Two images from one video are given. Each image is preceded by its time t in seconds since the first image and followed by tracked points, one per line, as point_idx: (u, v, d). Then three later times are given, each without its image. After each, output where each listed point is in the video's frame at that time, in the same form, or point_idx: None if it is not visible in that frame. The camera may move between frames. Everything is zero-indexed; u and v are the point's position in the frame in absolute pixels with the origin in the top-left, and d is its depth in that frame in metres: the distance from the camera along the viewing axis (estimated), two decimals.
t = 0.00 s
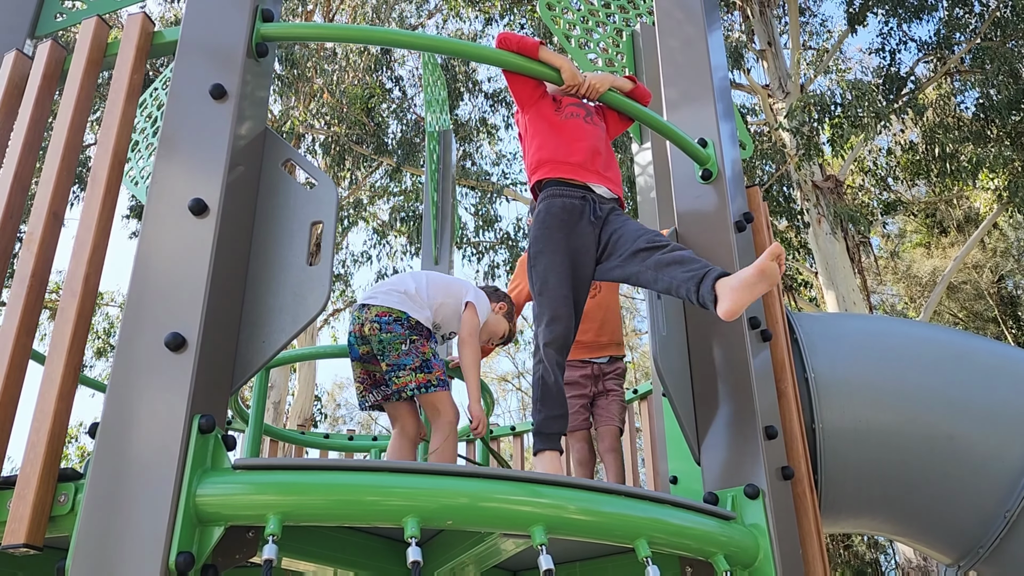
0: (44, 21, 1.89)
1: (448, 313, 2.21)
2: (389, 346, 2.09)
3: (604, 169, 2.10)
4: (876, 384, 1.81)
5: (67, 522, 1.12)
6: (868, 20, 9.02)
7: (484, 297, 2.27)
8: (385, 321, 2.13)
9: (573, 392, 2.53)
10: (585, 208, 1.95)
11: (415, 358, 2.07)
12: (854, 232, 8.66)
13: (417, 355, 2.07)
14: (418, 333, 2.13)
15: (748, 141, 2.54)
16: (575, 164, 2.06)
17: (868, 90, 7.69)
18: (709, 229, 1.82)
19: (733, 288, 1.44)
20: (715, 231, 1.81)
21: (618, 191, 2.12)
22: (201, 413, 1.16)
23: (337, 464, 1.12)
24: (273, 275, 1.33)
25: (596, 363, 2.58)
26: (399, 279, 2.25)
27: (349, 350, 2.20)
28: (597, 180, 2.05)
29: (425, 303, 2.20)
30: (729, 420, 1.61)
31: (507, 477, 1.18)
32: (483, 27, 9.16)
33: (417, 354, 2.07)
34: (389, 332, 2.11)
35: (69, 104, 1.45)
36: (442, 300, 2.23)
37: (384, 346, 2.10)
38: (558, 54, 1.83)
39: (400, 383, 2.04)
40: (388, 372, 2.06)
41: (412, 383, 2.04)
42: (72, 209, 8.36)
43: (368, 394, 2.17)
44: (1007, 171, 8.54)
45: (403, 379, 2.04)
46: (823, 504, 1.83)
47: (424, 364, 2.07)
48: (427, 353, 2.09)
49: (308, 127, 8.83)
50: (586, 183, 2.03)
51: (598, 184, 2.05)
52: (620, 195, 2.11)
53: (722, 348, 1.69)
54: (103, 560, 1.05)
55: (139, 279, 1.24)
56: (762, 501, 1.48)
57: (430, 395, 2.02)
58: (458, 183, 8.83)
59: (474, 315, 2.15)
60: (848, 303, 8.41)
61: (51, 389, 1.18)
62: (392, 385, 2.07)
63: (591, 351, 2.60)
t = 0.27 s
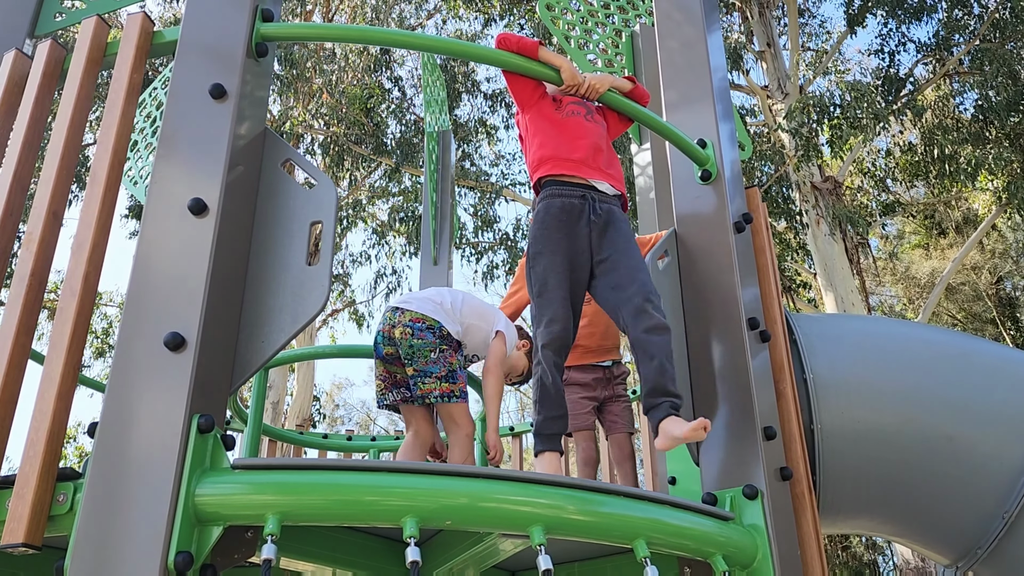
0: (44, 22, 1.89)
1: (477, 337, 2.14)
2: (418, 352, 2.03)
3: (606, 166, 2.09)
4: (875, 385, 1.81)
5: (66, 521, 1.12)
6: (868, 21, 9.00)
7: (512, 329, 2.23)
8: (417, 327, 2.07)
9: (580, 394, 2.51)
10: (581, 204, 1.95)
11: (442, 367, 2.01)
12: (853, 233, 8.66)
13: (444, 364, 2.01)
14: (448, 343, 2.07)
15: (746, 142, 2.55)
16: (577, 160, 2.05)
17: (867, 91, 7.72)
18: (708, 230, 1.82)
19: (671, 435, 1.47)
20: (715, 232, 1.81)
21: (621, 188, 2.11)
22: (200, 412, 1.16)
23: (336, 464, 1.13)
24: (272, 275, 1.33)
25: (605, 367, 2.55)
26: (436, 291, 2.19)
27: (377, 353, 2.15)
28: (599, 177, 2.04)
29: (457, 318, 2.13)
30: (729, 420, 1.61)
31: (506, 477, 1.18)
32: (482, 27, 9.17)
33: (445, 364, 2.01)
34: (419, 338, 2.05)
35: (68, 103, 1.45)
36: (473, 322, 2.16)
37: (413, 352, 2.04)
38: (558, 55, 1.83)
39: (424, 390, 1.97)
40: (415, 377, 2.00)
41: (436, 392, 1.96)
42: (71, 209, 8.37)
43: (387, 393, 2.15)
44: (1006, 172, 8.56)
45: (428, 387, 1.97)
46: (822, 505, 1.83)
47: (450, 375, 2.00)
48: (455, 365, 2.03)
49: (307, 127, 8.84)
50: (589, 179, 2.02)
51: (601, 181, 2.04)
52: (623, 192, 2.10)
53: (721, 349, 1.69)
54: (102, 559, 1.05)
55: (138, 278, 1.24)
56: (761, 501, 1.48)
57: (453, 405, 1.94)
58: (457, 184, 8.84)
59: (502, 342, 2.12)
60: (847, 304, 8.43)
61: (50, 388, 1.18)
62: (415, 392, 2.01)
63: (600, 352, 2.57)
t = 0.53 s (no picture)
0: (43, 20, 1.89)
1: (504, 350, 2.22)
2: (450, 352, 2.10)
3: (593, 182, 2.11)
4: (873, 384, 1.81)
5: (64, 520, 1.12)
6: (867, 21, 8.98)
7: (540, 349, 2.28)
8: (451, 329, 2.14)
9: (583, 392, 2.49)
10: (553, 218, 1.97)
11: (470, 370, 2.08)
12: (852, 233, 8.64)
13: (473, 367, 2.09)
14: (479, 348, 2.13)
15: (745, 142, 2.55)
16: (564, 176, 2.07)
17: (865, 91, 7.74)
18: (706, 230, 1.82)
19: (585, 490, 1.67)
20: (712, 232, 1.81)
21: (605, 204, 2.13)
22: (198, 412, 1.16)
23: (334, 464, 1.13)
24: (271, 275, 1.33)
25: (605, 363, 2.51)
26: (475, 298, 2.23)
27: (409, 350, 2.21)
28: (584, 194, 2.06)
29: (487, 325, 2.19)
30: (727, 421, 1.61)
31: (505, 476, 1.18)
32: (481, 26, 9.17)
33: (473, 367, 2.08)
34: (452, 339, 2.12)
35: (67, 101, 1.45)
36: (503, 334, 2.22)
37: (445, 352, 2.11)
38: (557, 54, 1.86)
39: (451, 390, 2.04)
40: (445, 376, 2.06)
41: (461, 393, 2.03)
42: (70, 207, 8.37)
43: (421, 393, 2.26)
44: (1004, 173, 8.58)
45: (453, 388, 2.04)
46: (820, 505, 1.83)
47: (477, 379, 2.08)
48: (482, 369, 2.10)
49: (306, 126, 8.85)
50: (574, 197, 2.04)
51: (585, 199, 2.06)
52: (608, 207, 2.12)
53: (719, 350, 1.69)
54: (101, 558, 1.05)
55: (137, 277, 1.24)
56: (759, 501, 1.48)
57: (477, 408, 2.02)
58: (456, 183, 8.85)
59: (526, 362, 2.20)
60: (845, 304, 8.44)
61: (48, 387, 1.17)
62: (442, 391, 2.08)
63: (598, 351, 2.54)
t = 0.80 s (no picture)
0: (41, 17, 1.89)
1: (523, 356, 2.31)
2: (475, 372, 2.19)
3: (569, 213, 2.07)
4: (872, 383, 1.81)
5: (60, 518, 1.12)
6: (866, 20, 9.00)
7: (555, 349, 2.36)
8: (472, 349, 2.23)
9: (582, 386, 2.32)
10: (533, 239, 1.96)
11: (496, 385, 2.17)
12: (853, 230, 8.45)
13: (499, 382, 2.18)
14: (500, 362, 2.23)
15: (744, 141, 2.55)
16: (540, 206, 2.03)
17: (865, 90, 7.70)
18: (705, 229, 1.82)
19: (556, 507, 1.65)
20: (711, 231, 1.81)
21: (580, 235, 2.09)
22: (196, 409, 1.16)
23: (332, 462, 1.12)
24: (268, 273, 1.33)
25: (604, 356, 2.35)
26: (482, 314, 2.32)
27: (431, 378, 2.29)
28: (559, 224, 2.02)
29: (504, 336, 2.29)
30: (725, 420, 1.61)
31: (502, 474, 1.18)
32: (480, 24, 9.17)
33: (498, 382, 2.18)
34: (475, 359, 2.20)
35: (64, 98, 1.45)
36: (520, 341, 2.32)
37: (470, 372, 2.19)
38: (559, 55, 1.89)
39: (482, 408, 2.13)
40: (477, 395, 2.17)
41: (492, 409, 2.12)
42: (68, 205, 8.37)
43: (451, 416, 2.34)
44: (1003, 173, 8.59)
45: (484, 405, 2.14)
46: (818, 503, 1.83)
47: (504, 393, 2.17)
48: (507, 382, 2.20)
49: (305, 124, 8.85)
50: (548, 228, 2.00)
51: (559, 230, 2.02)
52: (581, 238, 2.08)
53: (717, 349, 1.69)
54: (97, 557, 1.05)
55: (135, 274, 1.24)
56: (756, 500, 1.48)
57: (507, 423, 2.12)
58: (455, 182, 8.85)
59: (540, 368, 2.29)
60: (844, 304, 8.44)
61: (45, 384, 1.17)
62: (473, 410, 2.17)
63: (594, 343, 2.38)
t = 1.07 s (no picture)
0: (38, 13, 1.88)
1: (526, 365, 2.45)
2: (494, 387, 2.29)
3: (555, 241, 2.11)
4: (870, 381, 1.81)
5: (58, 515, 1.11)
6: (864, 19, 9.03)
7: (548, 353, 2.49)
8: (489, 365, 2.31)
9: (599, 374, 2.25)
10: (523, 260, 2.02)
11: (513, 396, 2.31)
12: (849, 231, 8.58)
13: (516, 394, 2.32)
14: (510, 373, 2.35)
15: (743, 140, 2.56)
16: (524, 237, 2.07)
17: (863, 89, 7.71)
18: (704, 228, 1.82)
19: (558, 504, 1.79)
20: (710, 229, 1.80)
21: (566, 264, 2.12)
22: (193, 406, 1.16)
23: (329, 459, 1.12)
24: (266, 270, 1.32)
25: (621, 345, 2.31)
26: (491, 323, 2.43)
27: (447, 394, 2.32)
28: (544, 254, 2.06)
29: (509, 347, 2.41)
30: (723, 418, 1.61)
31: (500, 471, 1.18)
32: (478, 22, 9.16)
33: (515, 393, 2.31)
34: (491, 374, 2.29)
35: (61, 93, 1.44)
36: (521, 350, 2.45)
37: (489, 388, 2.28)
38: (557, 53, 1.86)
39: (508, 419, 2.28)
40: (498, 410, 2.27)
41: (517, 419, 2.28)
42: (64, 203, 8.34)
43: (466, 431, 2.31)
44: (1001, 172, 8.60)
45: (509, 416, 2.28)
46: (817, 502, 1.83)
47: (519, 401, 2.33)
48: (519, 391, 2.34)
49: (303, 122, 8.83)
50: (534, 257, 2.03)
51: (545, 259, 2.06)
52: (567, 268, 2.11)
53: (715, 347, 1.69)
54: (94, 554, 1.05)
55: (132, 271, 1.24)
56: (755, 497, 1.48)
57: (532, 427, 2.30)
58: (453, 180, 8.84)
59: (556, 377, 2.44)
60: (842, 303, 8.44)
61: (43, 381, 1.17)
62: (493, 423, 2.30)
63: (609, 330, 2.33)
